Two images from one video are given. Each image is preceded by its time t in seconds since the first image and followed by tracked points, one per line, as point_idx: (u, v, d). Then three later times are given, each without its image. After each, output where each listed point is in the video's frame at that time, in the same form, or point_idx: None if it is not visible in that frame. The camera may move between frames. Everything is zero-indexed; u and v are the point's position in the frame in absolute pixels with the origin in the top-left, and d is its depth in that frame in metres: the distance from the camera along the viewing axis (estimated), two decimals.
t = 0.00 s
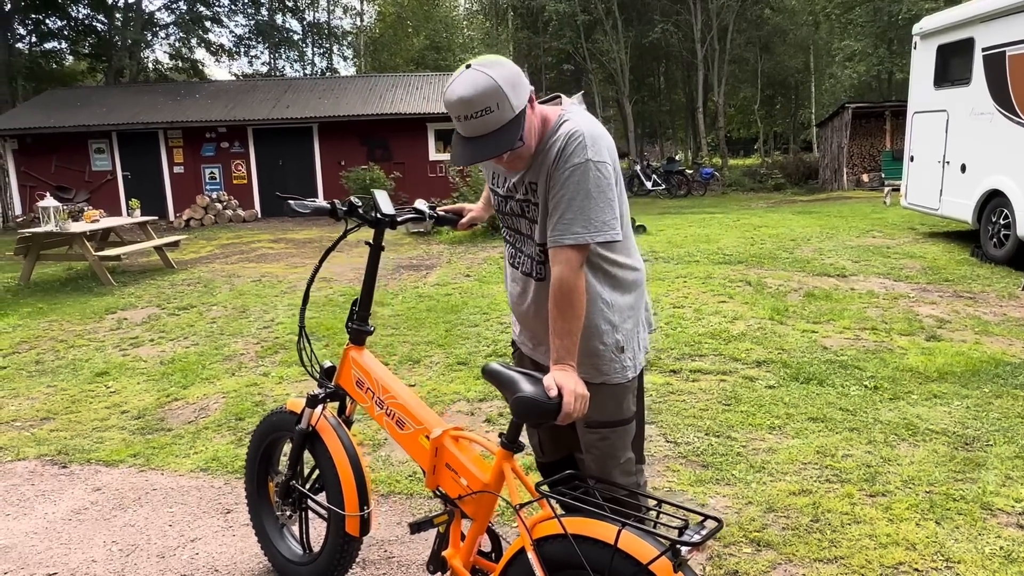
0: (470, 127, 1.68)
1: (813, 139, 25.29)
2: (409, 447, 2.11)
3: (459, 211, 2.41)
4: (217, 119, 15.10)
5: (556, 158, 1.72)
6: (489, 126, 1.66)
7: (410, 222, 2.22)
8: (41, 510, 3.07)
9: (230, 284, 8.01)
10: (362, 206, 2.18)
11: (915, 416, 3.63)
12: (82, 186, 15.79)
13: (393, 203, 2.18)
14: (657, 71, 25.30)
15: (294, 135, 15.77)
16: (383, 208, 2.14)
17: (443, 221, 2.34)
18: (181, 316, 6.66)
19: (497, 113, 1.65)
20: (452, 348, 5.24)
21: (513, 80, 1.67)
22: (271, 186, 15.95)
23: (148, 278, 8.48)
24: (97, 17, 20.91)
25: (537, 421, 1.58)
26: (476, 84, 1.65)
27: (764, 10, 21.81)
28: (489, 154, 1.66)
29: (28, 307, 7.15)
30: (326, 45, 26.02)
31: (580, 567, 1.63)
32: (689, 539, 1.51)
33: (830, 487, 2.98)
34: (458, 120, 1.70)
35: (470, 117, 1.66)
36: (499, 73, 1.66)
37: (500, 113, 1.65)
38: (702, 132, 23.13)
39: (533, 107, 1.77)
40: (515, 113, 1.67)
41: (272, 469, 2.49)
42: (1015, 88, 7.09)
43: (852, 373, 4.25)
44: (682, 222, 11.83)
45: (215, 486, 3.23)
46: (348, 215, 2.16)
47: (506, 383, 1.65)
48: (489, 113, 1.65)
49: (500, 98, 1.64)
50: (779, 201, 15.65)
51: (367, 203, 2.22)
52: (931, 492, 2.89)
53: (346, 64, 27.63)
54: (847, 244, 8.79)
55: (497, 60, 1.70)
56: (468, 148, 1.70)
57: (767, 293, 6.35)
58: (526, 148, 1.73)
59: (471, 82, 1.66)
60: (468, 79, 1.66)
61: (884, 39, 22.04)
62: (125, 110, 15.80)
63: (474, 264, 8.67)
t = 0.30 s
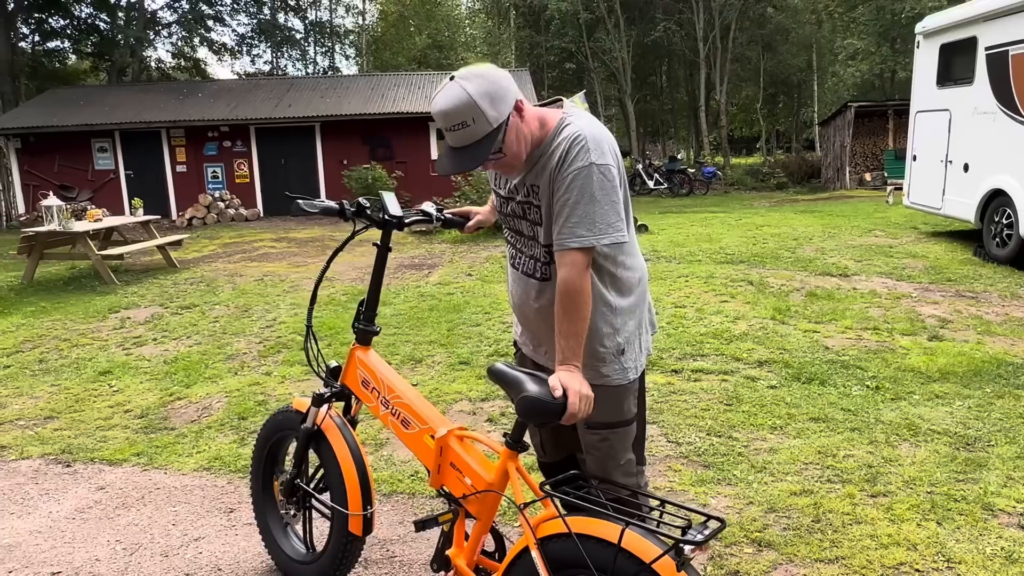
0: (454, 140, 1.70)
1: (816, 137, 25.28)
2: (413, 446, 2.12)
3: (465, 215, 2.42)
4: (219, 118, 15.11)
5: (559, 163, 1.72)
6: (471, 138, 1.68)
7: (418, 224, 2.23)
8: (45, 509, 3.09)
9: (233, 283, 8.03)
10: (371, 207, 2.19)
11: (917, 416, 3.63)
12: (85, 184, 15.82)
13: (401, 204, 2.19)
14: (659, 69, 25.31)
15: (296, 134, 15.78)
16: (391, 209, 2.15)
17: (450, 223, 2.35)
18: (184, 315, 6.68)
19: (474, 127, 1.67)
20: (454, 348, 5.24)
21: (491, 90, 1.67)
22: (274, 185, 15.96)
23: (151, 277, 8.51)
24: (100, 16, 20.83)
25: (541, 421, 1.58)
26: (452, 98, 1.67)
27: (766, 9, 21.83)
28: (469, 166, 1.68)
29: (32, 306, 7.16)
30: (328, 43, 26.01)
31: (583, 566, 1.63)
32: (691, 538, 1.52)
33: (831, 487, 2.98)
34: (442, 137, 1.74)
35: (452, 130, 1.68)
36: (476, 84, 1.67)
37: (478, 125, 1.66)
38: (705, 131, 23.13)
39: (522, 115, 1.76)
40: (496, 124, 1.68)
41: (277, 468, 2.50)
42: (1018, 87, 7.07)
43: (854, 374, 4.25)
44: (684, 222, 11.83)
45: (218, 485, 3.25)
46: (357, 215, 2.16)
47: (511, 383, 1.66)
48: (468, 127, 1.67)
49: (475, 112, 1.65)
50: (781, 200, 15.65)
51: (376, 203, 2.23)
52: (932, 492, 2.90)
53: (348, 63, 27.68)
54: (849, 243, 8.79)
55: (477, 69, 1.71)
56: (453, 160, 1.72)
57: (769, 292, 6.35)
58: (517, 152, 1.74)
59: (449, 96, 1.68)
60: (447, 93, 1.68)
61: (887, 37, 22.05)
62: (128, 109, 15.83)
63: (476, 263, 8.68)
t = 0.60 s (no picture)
0: (454, 139, 1.71)
1: (818, 135, 25.25)
2: (416, 442, 2.13)
3: (468, 211, 2.42)
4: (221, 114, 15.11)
5: (560, 163, 1.73)
6: (469, 138, 1.69)
7: (422, 222, 2.23)
8: (49, 504, 3.10)
9: (234, 280, 8.03)
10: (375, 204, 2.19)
11: (918, 414, 3.64)
12: (87, 181, 15.84)
13: (404, 201, 2.19)
14: (661, 66, 25.27)
15: (298, 131, 15.77)
16: (395, 206, 2.16)
17: (453, 220, 2.35)
18: (186, 311, 6.69)
19: (471, 130, 1.68)
20: (456, 345, 5.25)
21: (489, 94, 1.67)
22: (275, 181, 15.97)
23: (152, 274, 8.52)
24: (101, 12, 20.85)
25: (545, 419, 1.59)
26: (449, 100, 1.68)
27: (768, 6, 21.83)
28: (468, 167, 1.69)
29: (34, 302, 7.17)
30: (330, 40, 26.02)
31: (586, 562, 1.64)
32: (694, 535, 1.52)
33: (833, 485, 2.99)
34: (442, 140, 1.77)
35: (451, 132, 1.70)
36: (474, 85, 1.67)
37: (475, 127, 1.68)
38: (706, 128, 23.10)
39: (522, 117, 1.76)
40: (492, 127, 1.68)
41: (281, 465, 2.51)
42: (1021, 85, 7.07)
43: (856, 371, 4.26)
44: (686, 219, 11.82)
45: (222, 481, 3.26)
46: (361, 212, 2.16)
47: (514, 381, 1.65)
48: (464, 129, 1.68)
49: (471, 115, 1.66)
50: (783, 198, 15.65)
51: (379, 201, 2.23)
52: (934, 490, 2.90)
53: (350, 60, 27.69)
54: (851, 241, 8.78)
55: (476, 70, 1.71)
56: (451, 159, 1.74)
57: (771, 290, 6.35)
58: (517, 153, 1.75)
59: (445, 97, 1.69)
60: (444, 94, 1.70)
61: (889, 34, 22.08)
62: (130, 105, 15.84)
63: (478, 260, 8.67)
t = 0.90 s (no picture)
0: (470, 99, 1.68)
1: (818, 131, 25.22)
2: (390, 442, 2.10)
3: (425, 188, 2.38)
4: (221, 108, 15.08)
5: (570, 158, 1.73)
6: (483, 101, 1.65)
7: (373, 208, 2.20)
8: (48, 495, 3.10)
9: (234, 274, 8.02)
10: (319, 197, 2.15)
11: (918, 408, 3.63)
12: (86, 175, 15.81)
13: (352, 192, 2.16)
14: (662, 62, 25.19)
15: (298, 125, 15.74)
16: (342, 197, 2.11)
17: (408, 201, 2.32)
18: (185, 305, 6.69)
19: (489, 92, 1.65)
20: (455, 338, 5.25)
21: (510, 59, 1.64)
22: (275, 175, 15.94)
23: (152, 267, 8.51)
24: (100, 5, 20.77)
25: (511, 424, 1.58)
26: (474, 59, 1.65)
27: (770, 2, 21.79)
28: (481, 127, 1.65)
29: (33, 295, 7.16)
30: (330, 34, 25.96)
31: (563, 568, 1.61)
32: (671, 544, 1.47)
33: (832, 478, 2.99)
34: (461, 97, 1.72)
35: (468, 90, 1.66)
36: (501, 47, 1.64)
37: (493, 90, 1.64)
38: (707, 125, 23.03)
39: (541, 91, 1.73)
40: (510, 93, 1.65)
41: (265, 464, 2.50)
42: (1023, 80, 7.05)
43: (855, 366, 4.25)
44: (686, 215, 11.80)
45: (220, 472, 3.26)
46: (304, 209, 2.11)
47: (480, 384, 1.66)
48: (480, 90, 1.65)
49: (491, 77, 1.63)
50: (783, 194, 15.64)
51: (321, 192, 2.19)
52: (933, 484, 2.90)
53: (350, 54, 27.62)
54: (851, 237, 8.77)
55: (503, 37, 1.68)
56: (464, 118, 1.70)
57: (771, 285, 6.35)
58: (533, 125, 1.73)
59: (471, 56, 1.66)
60: (471, 53, 1.66)
61: (891, 30, 22.11)
62: (129, 99, 15.80)
63: (478, 254, 8.66)
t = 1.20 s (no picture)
0: (487, 62, 1.70)
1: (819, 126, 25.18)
2: (369, 443, 2.08)
3: (391, 176, 2.25)
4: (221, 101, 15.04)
5: (595, 137, 1.73)
6: (500, 64, 1.67)
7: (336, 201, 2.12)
8: (48, 487, 3.10)
9: (234, 267, 8.02)
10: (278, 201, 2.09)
11: (916, 404, 3.64)
12: (86, 168, 15.79)
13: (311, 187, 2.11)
14: (663, 56, 25.09)
15: (298, 119, 15.71)
16: (302, 195, 2.08)
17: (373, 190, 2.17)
18: (185, 298, 6.69)
19: (503, 56, 1.67)
20: (455, 333, 5.25)
21: (528, 27, 1.66)
22: (275, 169, 15.93)
23: (151, 261, 8.51)
24: None
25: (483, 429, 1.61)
26: (493, 25, 1.69)
27: None
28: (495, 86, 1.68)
29: (32, 288, 7.15)
30: (330, 28, 25.93)
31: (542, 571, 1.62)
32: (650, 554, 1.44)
33: (830, 473, 2.99)
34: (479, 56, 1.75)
35: (486, 53, 1.69)
36: (523, 16, 1.67)
37: (510, 54, 1.66)
38: (707, 120, 22.97)
39: (558, 63, 1.74)
40: (526, 59, 1.66)
41: (253, 462, 2.50)
42: None
43: (854, 361, 4.26)
44: (686, 210, 11.78)
45: (220, 465, 3.26)
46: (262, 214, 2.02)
47: (453, 387, 1.69)
48: (496, 55, 1.68)
49: (506, 43, 1.65)
50: (783, 189, 15.63)
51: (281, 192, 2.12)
52: (931, 479, 2.91)
53: (351, 48, 27.57)
54: (851, 232, 8.77)
55: (522, 8, 1.70)
56: (481, 78, 1.72)
57: (770, 281, 6.34)
58: (547, 98, 1.74)
59: (491, 22, 1.69)
60: (493, 18, 1.70)
61: (892, 26, 22.20)
62: (129, 92, 15.77)
63: (477, 249, 8.66)
